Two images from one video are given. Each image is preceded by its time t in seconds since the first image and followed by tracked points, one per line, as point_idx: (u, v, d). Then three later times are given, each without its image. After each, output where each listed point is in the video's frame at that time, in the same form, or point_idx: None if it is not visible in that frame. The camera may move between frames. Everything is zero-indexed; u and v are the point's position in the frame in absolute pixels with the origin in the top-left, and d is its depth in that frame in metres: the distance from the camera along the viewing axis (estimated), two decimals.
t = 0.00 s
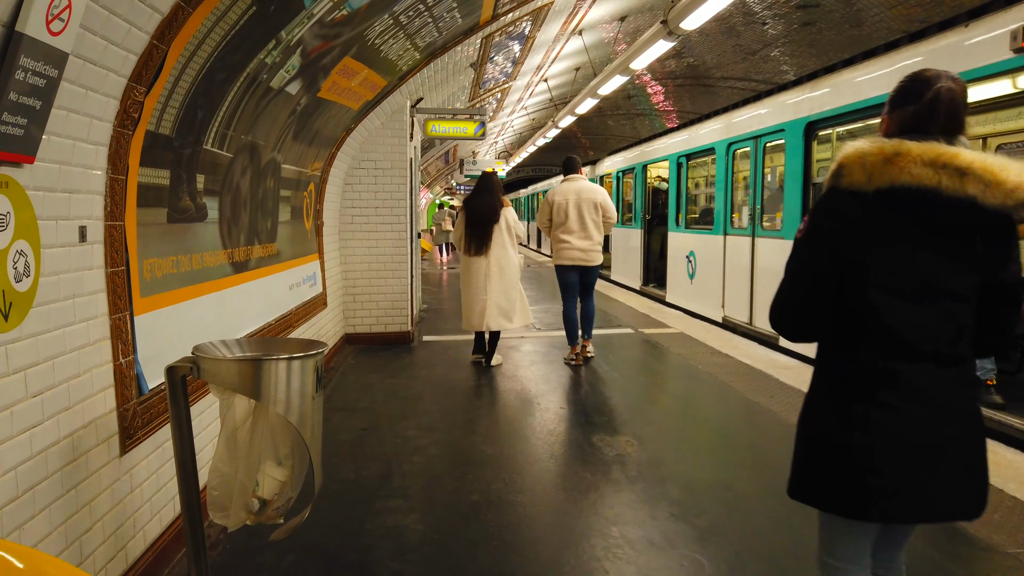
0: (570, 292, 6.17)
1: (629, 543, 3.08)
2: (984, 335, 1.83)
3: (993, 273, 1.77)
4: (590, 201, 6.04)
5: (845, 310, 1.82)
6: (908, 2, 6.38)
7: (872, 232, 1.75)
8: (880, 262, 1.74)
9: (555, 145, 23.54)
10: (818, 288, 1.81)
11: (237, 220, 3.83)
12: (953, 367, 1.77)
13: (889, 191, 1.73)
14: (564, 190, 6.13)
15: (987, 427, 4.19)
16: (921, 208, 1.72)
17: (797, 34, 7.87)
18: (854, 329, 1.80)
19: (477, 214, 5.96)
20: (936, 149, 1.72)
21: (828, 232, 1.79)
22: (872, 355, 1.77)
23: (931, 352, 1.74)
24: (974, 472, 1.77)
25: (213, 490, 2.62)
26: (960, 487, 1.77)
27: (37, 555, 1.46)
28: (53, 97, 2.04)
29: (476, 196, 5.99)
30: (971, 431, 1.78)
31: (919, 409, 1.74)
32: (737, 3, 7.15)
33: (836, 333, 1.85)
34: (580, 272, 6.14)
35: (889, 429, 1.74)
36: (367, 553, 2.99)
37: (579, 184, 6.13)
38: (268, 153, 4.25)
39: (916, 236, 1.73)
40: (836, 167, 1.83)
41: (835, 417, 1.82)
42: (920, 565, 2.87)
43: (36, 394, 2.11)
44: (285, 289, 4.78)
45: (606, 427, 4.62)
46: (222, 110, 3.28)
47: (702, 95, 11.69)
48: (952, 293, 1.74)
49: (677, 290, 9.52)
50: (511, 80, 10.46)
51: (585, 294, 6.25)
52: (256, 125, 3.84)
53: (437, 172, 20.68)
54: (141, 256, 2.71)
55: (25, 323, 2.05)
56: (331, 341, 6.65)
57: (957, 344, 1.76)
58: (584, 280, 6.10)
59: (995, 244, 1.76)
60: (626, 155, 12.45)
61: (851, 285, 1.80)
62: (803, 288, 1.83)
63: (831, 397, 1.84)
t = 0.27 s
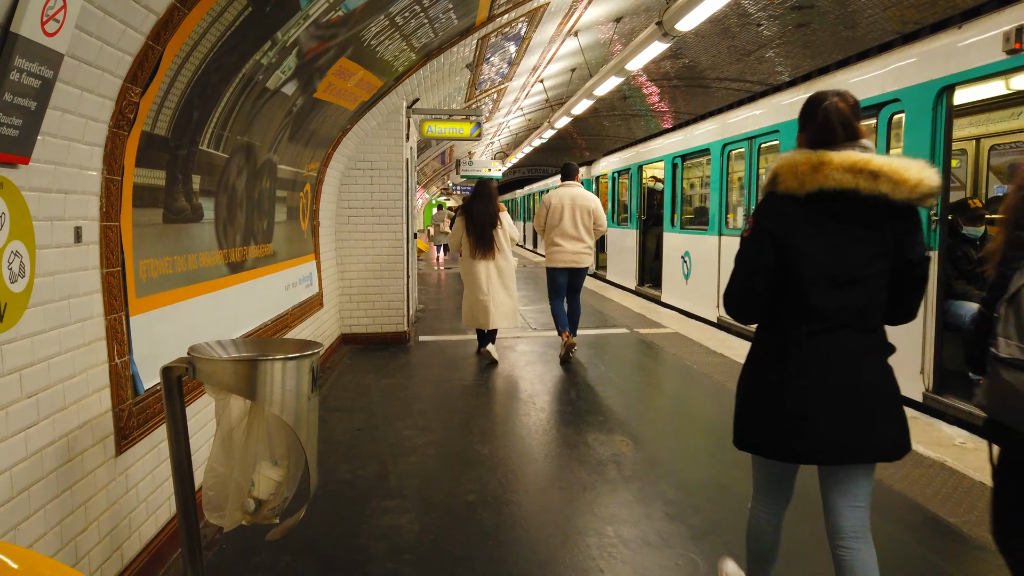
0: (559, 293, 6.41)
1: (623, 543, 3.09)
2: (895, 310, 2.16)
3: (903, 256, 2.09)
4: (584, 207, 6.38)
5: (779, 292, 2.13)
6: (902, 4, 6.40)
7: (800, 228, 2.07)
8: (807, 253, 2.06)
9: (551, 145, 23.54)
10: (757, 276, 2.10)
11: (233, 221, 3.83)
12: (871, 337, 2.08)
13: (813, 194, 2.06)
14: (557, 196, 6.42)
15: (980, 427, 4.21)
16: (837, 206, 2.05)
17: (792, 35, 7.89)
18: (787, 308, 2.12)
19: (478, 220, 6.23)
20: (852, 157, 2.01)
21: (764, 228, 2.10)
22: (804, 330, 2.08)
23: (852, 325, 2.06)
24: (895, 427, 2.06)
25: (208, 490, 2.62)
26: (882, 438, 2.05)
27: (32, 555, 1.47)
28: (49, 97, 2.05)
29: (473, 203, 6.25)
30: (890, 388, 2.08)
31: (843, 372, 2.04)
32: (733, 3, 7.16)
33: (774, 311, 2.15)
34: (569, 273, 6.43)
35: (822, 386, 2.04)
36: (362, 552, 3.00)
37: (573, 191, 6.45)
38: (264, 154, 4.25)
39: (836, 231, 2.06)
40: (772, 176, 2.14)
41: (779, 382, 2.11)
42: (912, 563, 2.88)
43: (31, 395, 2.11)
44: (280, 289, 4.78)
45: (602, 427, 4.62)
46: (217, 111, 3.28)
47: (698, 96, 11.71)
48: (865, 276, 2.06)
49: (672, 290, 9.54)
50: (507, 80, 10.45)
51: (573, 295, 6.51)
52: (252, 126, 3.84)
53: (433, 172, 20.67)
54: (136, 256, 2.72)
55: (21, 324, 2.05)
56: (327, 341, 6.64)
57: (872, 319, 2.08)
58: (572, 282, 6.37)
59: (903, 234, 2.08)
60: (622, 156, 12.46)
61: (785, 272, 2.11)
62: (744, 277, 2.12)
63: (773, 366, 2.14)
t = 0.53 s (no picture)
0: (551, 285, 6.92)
1: (617, 542, 3.10)
2: (817, 300, 2.49)
3: (817, 253, 2.43)
4: (575, 205, 6.80)
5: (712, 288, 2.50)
6: (896, 5, 6.43)
7: (724, 233, 2.45)
8: (730, 255, 2.43)
9: (547, 146, 23.53)
10: (689, 274, 2.50)
11: (228, 221, 3.83)
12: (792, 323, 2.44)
13: (731, 204, 2.44)
14: (552, 194, 6.82)
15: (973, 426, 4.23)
16: (753, 214, 2.41)
17: (787, 37, 7.92)
18: (720, 301, 2.48)
19: (471, 215, 6.69)
20: (758, 170, 2.39)
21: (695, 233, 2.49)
22: (733, 319, 2.45)
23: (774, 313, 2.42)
24: (810, 397, 2.43)
25: (203, 490, 2.62)
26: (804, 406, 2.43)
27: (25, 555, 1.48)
28: (42, 98, 2.05)
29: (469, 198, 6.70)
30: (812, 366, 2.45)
31: (768, 353, 2.40)
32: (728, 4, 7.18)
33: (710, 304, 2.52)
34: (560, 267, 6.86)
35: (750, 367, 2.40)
36: (357, 552, 3.01)
37: (567, 190, 6.83)
38: (259, 154, 4.25)
39: (752, 233, 2.42)
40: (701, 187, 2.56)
41: (715, 360, 2.47)
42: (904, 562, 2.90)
43: (25, 395, 2.11)
44: (276, 290, 4.78)
45: (597, 427, 4.63)
46: (212, 111, 3.28)
47: (693, 97, 11.73)
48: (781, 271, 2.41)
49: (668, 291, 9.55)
50: (503, 81, 10.45)
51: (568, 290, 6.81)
52: (247, 127, 3.84)
53: (429, 172, 20.65)
54: (131, 257, 2.71)
55: (14, 325, 2.06)
56: (323, 342, 6.64)
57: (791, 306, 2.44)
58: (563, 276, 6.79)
59: (815, 233, 2.42)
60: (618, 156, 12.48)
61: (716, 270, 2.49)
62: (680, 273, 2.52)
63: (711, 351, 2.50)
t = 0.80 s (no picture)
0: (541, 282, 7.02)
1: (613, 541, 3.10)
2: (768, 295, 2.71)
3: (766, 251, 2.66)
4: (566, 207, 6.87)
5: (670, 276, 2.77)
6: (892, 5, 6.44)
7: (681, 227, 2.71)
8: (684, 247, 2.70)
9: (543, 145, 23.53)
10: (650, 263, 2.78)
11: (223, 221, 3.82)
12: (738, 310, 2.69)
13: (691, 203, 2.70)
14: (543, 197, 6.92)
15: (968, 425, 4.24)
16: (707, 212, 2.67)
17: (782, 36, 7.93)
18: (676, 288, 2.76)
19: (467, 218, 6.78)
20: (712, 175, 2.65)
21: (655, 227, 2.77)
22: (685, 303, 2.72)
23: (722, 301, 2.67)
24: (751, 379, 2.70)
25: (197, 490, 2.61)
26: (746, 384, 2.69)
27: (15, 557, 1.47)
28: (35, 97, 2.04)
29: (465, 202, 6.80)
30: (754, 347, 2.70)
31: (714, 333, 2.66)
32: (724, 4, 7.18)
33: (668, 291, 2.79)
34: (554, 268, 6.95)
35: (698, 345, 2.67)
36: (352, 552, 3.00)
37: (557, 192, 6.93)
38: (254, 153, 4.24)
39: (705, 231, 2.67)
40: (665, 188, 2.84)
41: (671, 340, 2.76)
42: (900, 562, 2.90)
43: (17, 395, 2.10)
44: (271, 289, 4.76)
45: (593, 426, 4.63)
46: (207, 110, 3.27)
47: (689, 96, 11.74)
48: (730, 264, 2.66)
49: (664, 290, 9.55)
50: (499, 80, 10.44)
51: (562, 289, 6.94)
52: (242, 126, 3.83)
53: (425, 172, 20.63)
54: (125, 256, 2.70)
55: (7, 324, 2.04)
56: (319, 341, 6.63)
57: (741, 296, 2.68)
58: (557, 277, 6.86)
59: (763, 234, 2.66)
60: (614, 156, 12.48)
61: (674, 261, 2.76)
62: (642, 262, 2.81)
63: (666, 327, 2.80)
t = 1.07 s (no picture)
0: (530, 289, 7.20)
1: (609, 541, 3.10)
2: (727, 277, 3.20)
3: (727, 241, 3.13)
4: (557, 205, 7.09)
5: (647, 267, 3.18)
6: (887, 6, 6.47)
7: (656, 224, 3.13)
8: (660, 242, 3.11)
9: (539, 145, 23.52)
10: (631, 256, 3.18)
11: (219, 220, 3.81)
12: (707, 294, 3.12)
13: (664, 204, 3.11)
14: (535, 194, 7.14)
15: (963, 424, 4.25)
16: (679, 210, 3.09)
17: (778, 37, 7.95)
18: (654, 278, 3.16)
19: (469, 213, 6.96)
20: (686, 175, 3.06)
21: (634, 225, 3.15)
22: (663, 289, 3.13)
23: (694, 286, 3.10)
24: (719, 353, 3.12)
25: (193, 491, 2.60)
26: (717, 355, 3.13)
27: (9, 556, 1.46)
28: (29, 96, 2.03)
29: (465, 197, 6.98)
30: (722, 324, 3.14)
31: (689, 315, 3.08)
32: (720, 5, 7.20)
33: (646, 281, 3.19)
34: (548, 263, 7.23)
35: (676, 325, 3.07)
36: (348, 553, 2.99)
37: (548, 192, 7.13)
38: (249, 153, 4.23)
39: (679, 224, 3.10)
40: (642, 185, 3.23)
41: (650, 318, 3.15)
42: (895, 561, 2.91)
43: (12, 395, 2.09)
44: (267, 289, 4.75)
45: (589, 426, 4.63)
46: (202, 110, 3.26)
47: (685, 97, 11.77)
48: (700, 254, 3.10)
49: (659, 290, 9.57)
50: (495, 80, 10.45)
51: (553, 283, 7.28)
52: (237, 125, 3.82)
53: (422, 172, 20.62)
54: (120, 256, 2.69)
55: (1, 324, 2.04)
56: (314, 341, 6.61)
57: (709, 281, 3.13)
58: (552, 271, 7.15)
59: (727, 226, 3.12)
60: (610, 156, 12.48)
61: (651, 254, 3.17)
62: (622, 257, 3.19)
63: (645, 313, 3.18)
